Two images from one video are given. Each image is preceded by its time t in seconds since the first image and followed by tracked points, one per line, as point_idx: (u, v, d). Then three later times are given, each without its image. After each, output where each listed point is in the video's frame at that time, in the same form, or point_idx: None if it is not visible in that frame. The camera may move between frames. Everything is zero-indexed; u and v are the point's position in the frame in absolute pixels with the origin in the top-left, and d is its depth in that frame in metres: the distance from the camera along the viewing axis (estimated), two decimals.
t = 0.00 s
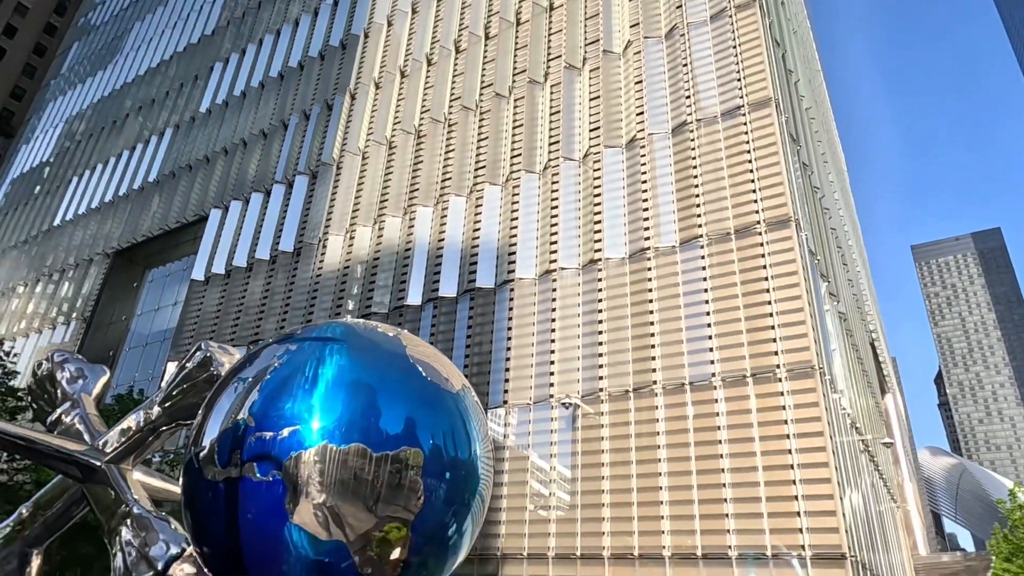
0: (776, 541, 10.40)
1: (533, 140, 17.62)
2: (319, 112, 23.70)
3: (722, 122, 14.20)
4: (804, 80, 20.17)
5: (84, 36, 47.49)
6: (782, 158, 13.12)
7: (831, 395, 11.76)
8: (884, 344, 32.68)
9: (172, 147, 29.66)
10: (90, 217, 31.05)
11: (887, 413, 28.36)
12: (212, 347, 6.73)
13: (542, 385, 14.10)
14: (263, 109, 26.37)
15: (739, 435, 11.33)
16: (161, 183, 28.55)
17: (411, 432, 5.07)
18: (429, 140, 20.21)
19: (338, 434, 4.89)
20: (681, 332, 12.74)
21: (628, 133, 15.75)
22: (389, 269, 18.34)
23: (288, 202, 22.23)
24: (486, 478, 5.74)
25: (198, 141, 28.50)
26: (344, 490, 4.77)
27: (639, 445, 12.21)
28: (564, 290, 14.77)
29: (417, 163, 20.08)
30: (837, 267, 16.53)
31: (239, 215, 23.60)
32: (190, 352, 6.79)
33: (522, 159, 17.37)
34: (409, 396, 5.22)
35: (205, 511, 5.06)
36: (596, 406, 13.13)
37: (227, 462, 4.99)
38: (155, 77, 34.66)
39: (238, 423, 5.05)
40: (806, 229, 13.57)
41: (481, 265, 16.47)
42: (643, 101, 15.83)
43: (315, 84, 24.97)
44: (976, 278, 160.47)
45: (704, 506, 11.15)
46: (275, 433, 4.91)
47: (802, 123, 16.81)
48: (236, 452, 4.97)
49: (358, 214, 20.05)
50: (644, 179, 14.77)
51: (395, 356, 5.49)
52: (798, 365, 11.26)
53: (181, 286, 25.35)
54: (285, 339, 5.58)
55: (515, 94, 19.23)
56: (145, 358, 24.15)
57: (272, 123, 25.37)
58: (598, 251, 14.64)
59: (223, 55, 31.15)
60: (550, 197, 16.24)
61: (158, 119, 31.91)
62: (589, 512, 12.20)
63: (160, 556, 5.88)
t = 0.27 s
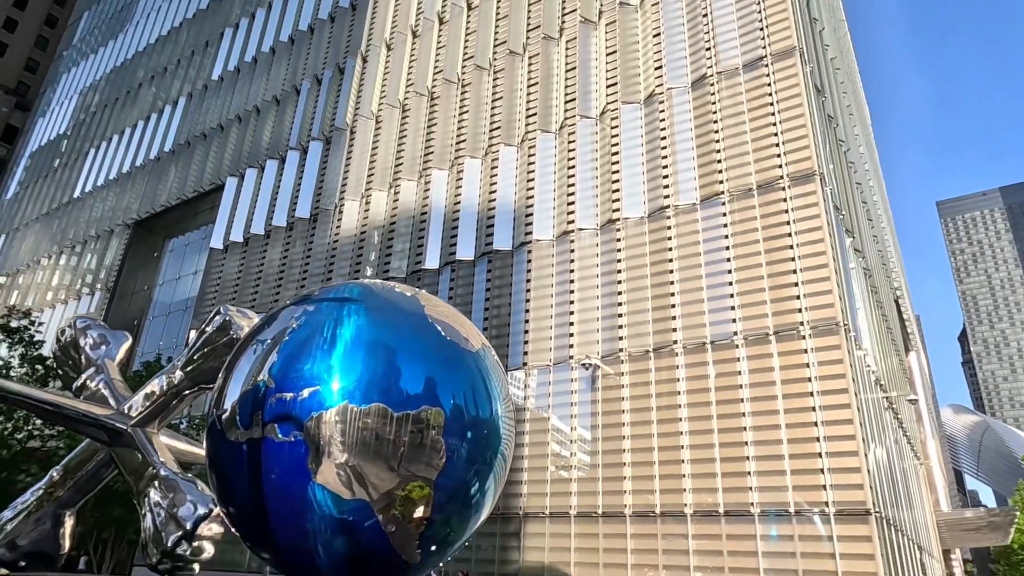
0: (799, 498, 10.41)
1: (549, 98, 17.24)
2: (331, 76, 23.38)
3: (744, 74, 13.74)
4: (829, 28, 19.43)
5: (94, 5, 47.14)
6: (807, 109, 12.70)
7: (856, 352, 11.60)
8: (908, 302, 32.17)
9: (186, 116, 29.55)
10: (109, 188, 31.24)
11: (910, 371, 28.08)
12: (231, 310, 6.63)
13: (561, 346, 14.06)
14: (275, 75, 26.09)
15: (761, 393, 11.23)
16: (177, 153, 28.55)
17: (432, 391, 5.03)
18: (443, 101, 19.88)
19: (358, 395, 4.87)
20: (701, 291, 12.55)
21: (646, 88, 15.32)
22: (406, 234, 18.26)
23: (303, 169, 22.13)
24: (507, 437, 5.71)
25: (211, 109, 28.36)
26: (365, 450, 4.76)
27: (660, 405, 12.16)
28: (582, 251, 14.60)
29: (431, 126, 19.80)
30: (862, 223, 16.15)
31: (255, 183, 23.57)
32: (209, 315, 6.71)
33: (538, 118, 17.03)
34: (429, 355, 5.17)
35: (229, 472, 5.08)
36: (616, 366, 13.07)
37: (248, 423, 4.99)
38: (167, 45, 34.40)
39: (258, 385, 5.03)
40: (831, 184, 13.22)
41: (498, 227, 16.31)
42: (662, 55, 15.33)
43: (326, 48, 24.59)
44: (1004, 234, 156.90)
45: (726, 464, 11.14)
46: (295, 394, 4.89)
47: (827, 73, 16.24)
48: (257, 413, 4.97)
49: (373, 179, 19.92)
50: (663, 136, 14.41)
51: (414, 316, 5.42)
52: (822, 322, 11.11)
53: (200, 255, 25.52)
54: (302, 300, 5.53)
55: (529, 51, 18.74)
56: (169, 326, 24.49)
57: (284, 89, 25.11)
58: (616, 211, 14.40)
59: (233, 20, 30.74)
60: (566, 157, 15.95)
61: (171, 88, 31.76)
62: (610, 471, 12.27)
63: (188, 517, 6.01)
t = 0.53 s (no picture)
0: (815, 474, 10.36)
1: (560, 72, 16.96)
2: (338, 54, 23.13)
3: (760, 44, 13.42)
4: None
5: None
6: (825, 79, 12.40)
7: (875, 327, 11.46)
8: (923, 278, 31.81)
9: (194, 97, 29.42)
10: (119, 171, 31.26)
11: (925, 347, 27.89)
12: (243, 287, 6.59)
13: (574, 324, 13.97)
14: (282, 54, 25.86)
15: (778, 369, 11.13)
16: (186, 134, 28.46)
17: (448, 365, 4.96)
18: (452, 77, 19.62)
19: (374, 369, 4.81)
20: (717, 267, 12.38)
21: (659, 61, 15.01)
22: (417, 212, 18.15)
23: (313, 148, 22.00)
24: (525, 412, 5.64)
25: (219, 89, 28.21)
26: (382, 425, 4.71)
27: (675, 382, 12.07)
28: (595, 227, 14.44)
29: (440, 102, 19.57)
30: (880, 196, 15.88)
31: (264, 163, 23.48)
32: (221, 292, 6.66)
33: (549, 93, 16.78)
34: (445, 329, 5.09)
35: (245, 447, 5.04)
36: (630, 343, 12.98)
37: (263, 398, 4.94)
38: (173, 26, 34.16)
39: (273, 360, 4.97)
40: (849, 155, 12.96)
41: (510, 204, 16.15)
42: (675, 25, 14.99)
43: (333, 25, 24.30)
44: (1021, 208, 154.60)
45: (742, 440, 11.07)
46: (310, 368, 4.83)
47: (845, 42, 15.86)
48: (272, 388, 4.91)
49: (383, 157, 19.78)
50: (677, 109, 14.14)
51: (429, 289, 5.34)
52: (840, 296, 10.96)
53: (212, 236, 25.56)
54: (315, 274, 5.44)
55: (539, 24, 18.38)
56: (182, 307, 24.61)
57: (292, 67, 24.90)
58: (629, 186, 14.20)
59: None
60: (578, 132, 15.72)
61: (179, 69, 31.59)
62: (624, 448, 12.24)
63: (205, 493, 6.04)
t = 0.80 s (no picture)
0: (832, 460, 10.25)
1: (570, 56, 16.73)
2: (346, 40, 22.95)
3: (776, 24, 13.16)
4: None
5: None
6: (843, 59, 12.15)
7: (893, 311, 11.29)
8: (937, 262, 31.47)
9: (202, 85, 29.32)
10: (128, 160, 31.24)
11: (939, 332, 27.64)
12: (256, 272, 6.51)
13: (587, 310, 13.86)
14: (289, 40, 25.69)
15: (794, 354, 11.00)
16: (194, 123, 28.39)
17: (466, 349, 4.87)
18: (461, 62, 19.41)
19: (390, 353, 4.72)
20: (732, 252, 12.21)
21: (672, 42, 14.76)
22: (427, 199, 18.04)
23: (321, 135, 21.89)
24: (543, 397, 5.54)
25: (226, 78, 28.08)
26: (400, 410, 4.62)
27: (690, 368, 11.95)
28: (607, 212, 14.28)
29: (449, 87, 19.39)
30: (897, 178, 15.62)
31: (273, 151, 23.39)
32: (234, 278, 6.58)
33: (559, 76, 16.57)
34: (462, 312, 4.99)
35: (261, 433, 4.97)
36: (643, 329, 12.86)
37: (279, 383, 4.86)
38: (180, 14, 34.02)
39: (288, 345, 4.89)
40: (866, 137, 12.73)
41: (520, 189, 16.00)
42: (688, 6, 14.72)
43: (340, 11, 24.09)
44: None
45: (758, 427, 10.96)
46: (326, 353, 4.75)
47: (861, 22, 15.56)
48: (287, 373, 4.83)
49: (392, 143, 19.66)
50: (690, 92, 13.91)
51: (445, 273, 5.23)
52: (858, 280, 10.79)
53: (221, 226, 25.55)
54: (330, 258, 5.35)
55: (548, 7, 18.10)
56: (193, 297, 24.63)
57: (299, 54, 24.74)
58: (642, 170, 14.03)
59: None
60: (589, 116, 15.52)
61: (186, 57, 31.48)
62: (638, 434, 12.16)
63: (221, 480, 5.99)
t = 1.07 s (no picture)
0: (851, 447, 10.11)
1: (581, 39, 16.47)
2: (354, 27, 22.75)
3: (792, 3, 12.87)
4: None
5: None
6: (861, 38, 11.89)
7: (914, 296, 11.08)
8: (953, 247, 31.08)
9: (209, 74, 29.21)
10: (137, 151, 31.23)
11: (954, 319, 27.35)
12: (267, 259, 6.42)
13: (600, 297, 13.71)
14: (296, 28, 25.50)
15: (812, 340, 10.83)
16: (202, 113, 28.32)
17: (483, 335, 4.75)
18: (470, 47, 19.18)
19: (406, 339, 4.61)
20: (747, 236, 12.02)
21: (685, 24, 14.48)
22: (436, 186, 17.90)
23: (330, 123, 21.76)
24: (562, 384, 5.41)
25: (234, 66, 27.95)
26: (417, 398, 4.51)
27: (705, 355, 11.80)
28: (619, 198, 14.10)
29: (458, 73, 19.18)
30: (915, 161, 15.33)
31: (281, 140, 23.29)
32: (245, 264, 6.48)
33: (570, 60, 16.33)
34: (479, 297, 4.86)
35: (275, 421, 4.88)
36: (657, 316, 12.71)
37: (293, 370, 4.76)
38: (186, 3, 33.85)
39: (302, 331, 4.78)
40: (885, 119, 12.46)
41: (531, 175, 15.82)
42: None
43: None
44: None
45: (776, 414, 10.84)
46: (340, 338, 4.64)
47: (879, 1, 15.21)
48: (301, 360, 4.73)
49: (401, 131, 19.51)
50: (704, 74, 13.66)
51: (460, 257, 5.10)
52: (878, 265, 10.58)
53: (230, 215, 25.52)
54: (343, 242, 5.23)
55: None
56: (203, 287, 24.64)
57: (306, 42, 24.56)
58: (655, 154, 13.82)
59: None
60: (601, 101, 15.30)
61: (193, 47, 31.35)
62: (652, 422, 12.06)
63: (234, 468, 5.93)
